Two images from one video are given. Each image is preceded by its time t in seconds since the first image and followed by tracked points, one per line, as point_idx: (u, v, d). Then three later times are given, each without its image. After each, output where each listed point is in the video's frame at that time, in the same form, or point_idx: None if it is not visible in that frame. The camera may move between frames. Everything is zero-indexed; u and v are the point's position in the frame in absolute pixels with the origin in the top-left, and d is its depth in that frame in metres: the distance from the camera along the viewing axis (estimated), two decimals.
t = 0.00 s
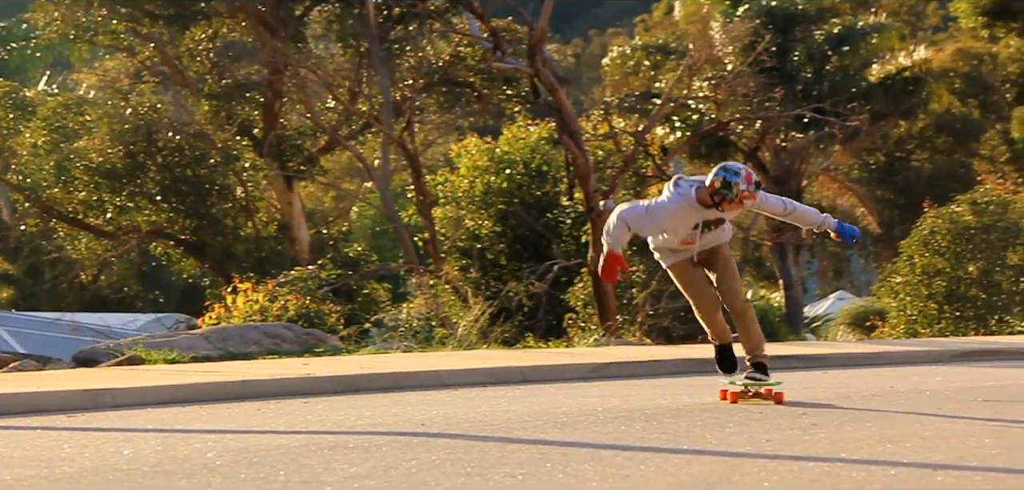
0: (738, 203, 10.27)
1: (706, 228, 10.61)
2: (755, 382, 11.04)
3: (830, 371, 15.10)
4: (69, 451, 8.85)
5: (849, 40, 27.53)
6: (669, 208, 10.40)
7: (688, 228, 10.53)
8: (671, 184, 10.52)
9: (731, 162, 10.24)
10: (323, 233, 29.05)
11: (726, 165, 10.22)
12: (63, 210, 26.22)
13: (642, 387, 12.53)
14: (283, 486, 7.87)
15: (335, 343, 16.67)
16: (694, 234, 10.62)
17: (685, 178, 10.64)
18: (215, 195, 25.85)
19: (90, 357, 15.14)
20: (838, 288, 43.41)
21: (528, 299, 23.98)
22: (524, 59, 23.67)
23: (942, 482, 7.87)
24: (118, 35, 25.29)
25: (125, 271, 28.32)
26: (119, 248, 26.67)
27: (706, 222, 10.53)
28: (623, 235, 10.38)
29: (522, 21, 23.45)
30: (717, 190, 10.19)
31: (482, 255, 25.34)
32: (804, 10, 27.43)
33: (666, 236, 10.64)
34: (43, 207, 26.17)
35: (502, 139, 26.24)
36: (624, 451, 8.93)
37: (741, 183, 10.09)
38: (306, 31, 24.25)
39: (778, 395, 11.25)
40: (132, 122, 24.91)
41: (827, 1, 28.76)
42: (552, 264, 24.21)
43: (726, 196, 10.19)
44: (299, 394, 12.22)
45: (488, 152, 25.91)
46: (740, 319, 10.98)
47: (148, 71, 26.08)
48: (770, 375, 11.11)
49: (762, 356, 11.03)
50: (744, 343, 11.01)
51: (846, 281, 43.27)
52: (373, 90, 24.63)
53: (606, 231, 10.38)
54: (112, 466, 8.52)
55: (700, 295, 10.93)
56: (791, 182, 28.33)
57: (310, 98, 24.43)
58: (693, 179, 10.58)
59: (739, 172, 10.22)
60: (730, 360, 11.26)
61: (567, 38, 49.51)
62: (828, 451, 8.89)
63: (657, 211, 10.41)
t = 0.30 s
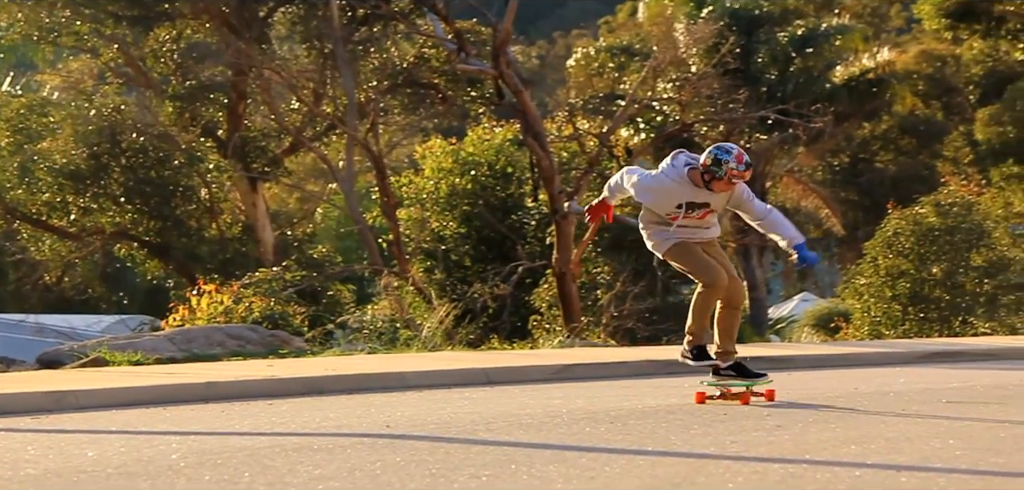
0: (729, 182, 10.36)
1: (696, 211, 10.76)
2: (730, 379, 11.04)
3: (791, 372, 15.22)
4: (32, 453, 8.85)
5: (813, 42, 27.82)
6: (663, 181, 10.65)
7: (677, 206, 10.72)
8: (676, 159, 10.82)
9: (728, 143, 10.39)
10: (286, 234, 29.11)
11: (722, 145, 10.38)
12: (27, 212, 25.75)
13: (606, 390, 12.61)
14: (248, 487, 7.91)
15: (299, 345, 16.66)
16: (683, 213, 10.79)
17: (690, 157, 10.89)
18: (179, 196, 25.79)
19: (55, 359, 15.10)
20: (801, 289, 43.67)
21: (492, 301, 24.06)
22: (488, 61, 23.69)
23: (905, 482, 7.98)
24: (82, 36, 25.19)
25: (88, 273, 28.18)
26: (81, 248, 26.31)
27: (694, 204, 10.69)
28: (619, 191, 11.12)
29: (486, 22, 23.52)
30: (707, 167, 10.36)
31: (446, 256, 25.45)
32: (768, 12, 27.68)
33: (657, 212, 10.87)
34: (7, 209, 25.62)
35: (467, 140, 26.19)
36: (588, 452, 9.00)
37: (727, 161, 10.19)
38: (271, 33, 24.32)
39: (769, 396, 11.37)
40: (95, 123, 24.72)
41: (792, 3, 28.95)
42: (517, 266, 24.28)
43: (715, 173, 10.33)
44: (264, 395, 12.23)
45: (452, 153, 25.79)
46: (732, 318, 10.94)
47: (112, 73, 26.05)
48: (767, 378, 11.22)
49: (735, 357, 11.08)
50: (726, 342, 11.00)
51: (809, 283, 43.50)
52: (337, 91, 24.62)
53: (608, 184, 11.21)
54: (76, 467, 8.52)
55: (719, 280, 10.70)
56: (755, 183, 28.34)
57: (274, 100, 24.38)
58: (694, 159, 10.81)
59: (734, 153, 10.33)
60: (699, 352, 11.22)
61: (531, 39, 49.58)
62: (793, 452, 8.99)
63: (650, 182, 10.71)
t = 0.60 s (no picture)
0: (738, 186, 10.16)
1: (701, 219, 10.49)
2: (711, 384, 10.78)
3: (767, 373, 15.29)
4: (7, 455, 8.85)
5: (788, 44, 28.19)
6: (670, 185, 10.39)
7: (677, 210, 10.46)
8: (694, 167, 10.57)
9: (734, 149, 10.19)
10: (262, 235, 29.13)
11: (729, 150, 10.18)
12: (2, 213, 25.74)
13: (583, 391, 12.65)
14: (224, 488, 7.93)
15: (275, 346, 16.67)
16: (687, 220, 10.51)
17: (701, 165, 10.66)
18: (155, 198, 26.02)
19: (31, 361, 15.07)
20: (777, 290, 43.84)
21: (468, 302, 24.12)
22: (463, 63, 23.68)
23: (879, 484, 8.04)
24: (57, 37, 25.12)
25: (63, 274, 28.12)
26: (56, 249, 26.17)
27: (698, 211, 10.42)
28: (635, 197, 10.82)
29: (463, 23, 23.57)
30: (715, 172, 10.14)
31: (422, 258, 25.44)
32: (743, 14, 27.91)
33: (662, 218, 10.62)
34: None
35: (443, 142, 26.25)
36: (565, 453, 9.05)
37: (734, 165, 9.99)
38: (246, 34, 24.38)
39: (756, 397, 11.44)
40: (70, 125, 24.93)
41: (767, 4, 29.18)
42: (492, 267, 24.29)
43: (722, 178, 10.12)
44: (240, 397, 12.24)
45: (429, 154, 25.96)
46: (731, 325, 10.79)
47: (86, 74, 26.08)
48: (757, 380, 11.29)
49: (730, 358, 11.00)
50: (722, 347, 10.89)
51: (786, 283, 43.65)
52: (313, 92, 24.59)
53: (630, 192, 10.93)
54: (52, 469, 8.53)
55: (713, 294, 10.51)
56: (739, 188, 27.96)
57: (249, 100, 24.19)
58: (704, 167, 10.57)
59: (742, 158, 10.12)
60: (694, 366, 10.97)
61: (507, 40, 49.66)
62: (768, 454, 9.05)
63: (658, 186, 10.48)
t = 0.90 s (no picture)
0: (748, 188, 10.17)
1: (704, 226, 10.40)
2: (703, 383, 10.96)
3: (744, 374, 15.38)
4: None
5: (766, 45, 28.36)
6: (676, 189, 10.28)
7: (685, 215, 10.32)
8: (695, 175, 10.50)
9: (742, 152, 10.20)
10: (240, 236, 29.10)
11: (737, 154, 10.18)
12: None
13: (561, 392, 12.70)
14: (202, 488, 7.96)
15: (253, 347, 16.68)
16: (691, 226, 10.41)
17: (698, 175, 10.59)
18: (133, 198, 25.95)
19: (8, 362, 15.03)
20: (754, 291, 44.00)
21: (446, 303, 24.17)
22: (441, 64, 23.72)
23: (857, 484, 8.12)
24: (34, 37, 25.04)
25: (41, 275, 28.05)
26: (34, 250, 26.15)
27: (705, 217, 10.32)
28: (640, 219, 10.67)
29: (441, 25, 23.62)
30: (727, 174, 10.11)
31: (400, 259, 25.44)
32: (721, 15, 28.07)
33: (666, 222, 10.46)
34: None
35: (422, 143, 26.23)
36: (544, 454, 9.10)
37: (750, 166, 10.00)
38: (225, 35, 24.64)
39: (750, 396, 11.50)
40: (48, 125, 24.68)
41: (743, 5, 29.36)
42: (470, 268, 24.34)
43: (736, 179, 10.09)
44: (217, 398, 12.24)
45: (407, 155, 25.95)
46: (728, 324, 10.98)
47: (63, 75, 25.81)
48: (749, 379, 11.35)
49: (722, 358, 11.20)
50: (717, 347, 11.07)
51: (764, 284, 43.78)
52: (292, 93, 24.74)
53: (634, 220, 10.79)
54: (30, 470, 8.54)
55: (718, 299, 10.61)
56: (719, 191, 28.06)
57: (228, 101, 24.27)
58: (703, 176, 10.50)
59: (753, 161, 10.15)
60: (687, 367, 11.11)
61: (484, 40, 49.76)
62: (746, 454, 9.13)
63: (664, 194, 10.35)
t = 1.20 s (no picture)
0: (755, 179, 10.36)
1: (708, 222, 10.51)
2: (698, 384, 10.66)
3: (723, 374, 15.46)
4: None
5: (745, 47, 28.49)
6: (687, 189, 10.28)
7: (695, 215, 10.36)
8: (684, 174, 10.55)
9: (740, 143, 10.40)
10: (219, 237, 29.11)
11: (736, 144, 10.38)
12: None
13: (543, 393, 12.76)
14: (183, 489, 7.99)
15: (234, 349, 16.70)
16: (699, 225, 10.45)
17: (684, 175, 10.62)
18: (113, 198, 25.68)
19: None
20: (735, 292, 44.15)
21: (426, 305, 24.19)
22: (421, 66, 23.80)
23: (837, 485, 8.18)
24: (14, 39, 24.98)
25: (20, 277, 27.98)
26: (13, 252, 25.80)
27: (713, 214, 10.45)
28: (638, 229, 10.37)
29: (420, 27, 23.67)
30: (735, 167, 10.26)
31: (381, 261, 25.51)
32: (699, 16, 28.13)
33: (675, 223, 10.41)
34: None
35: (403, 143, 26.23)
36: (525, 456, 9.14)
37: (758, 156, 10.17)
38: (205, 37, 24.95)
39: (748, 396, 11.70)
40: (28, 127, 24.42)
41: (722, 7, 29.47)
42: (450, 269, 24.39)
43: (744, 172, 10.26)
44: (197, 399, 12.27)
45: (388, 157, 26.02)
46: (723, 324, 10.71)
47: (44, 76, 25.81)
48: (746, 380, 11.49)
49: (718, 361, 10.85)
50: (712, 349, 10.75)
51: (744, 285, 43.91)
52: (271, 95, 24.92)
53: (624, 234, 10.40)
54: (10, 471, 8.55)
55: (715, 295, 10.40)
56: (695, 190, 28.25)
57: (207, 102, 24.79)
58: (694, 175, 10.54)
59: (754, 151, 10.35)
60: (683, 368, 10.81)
61: (464, 41, 49.80)
62: (728, 456, 9.19)
63: (674, 194, 10.28)
